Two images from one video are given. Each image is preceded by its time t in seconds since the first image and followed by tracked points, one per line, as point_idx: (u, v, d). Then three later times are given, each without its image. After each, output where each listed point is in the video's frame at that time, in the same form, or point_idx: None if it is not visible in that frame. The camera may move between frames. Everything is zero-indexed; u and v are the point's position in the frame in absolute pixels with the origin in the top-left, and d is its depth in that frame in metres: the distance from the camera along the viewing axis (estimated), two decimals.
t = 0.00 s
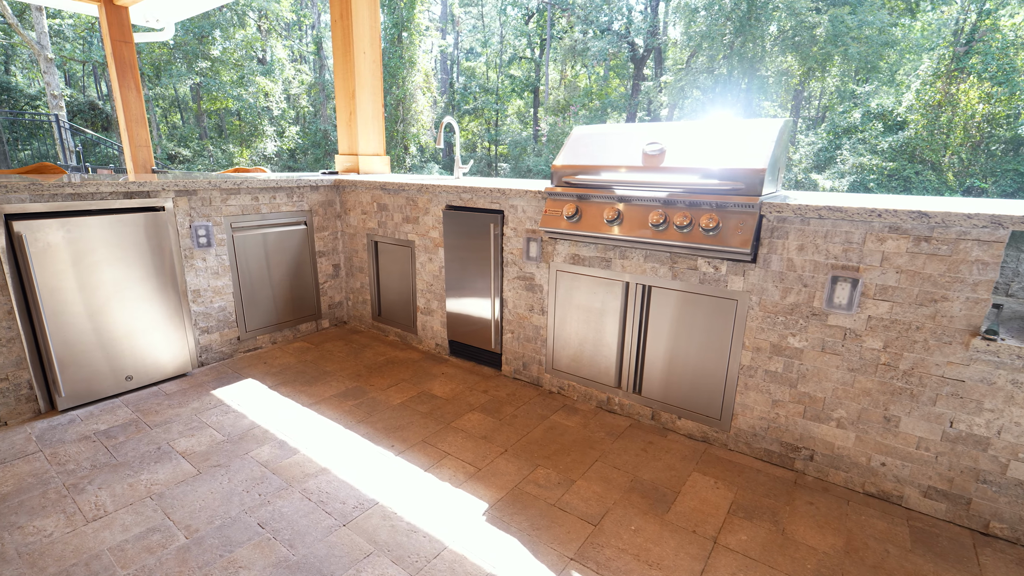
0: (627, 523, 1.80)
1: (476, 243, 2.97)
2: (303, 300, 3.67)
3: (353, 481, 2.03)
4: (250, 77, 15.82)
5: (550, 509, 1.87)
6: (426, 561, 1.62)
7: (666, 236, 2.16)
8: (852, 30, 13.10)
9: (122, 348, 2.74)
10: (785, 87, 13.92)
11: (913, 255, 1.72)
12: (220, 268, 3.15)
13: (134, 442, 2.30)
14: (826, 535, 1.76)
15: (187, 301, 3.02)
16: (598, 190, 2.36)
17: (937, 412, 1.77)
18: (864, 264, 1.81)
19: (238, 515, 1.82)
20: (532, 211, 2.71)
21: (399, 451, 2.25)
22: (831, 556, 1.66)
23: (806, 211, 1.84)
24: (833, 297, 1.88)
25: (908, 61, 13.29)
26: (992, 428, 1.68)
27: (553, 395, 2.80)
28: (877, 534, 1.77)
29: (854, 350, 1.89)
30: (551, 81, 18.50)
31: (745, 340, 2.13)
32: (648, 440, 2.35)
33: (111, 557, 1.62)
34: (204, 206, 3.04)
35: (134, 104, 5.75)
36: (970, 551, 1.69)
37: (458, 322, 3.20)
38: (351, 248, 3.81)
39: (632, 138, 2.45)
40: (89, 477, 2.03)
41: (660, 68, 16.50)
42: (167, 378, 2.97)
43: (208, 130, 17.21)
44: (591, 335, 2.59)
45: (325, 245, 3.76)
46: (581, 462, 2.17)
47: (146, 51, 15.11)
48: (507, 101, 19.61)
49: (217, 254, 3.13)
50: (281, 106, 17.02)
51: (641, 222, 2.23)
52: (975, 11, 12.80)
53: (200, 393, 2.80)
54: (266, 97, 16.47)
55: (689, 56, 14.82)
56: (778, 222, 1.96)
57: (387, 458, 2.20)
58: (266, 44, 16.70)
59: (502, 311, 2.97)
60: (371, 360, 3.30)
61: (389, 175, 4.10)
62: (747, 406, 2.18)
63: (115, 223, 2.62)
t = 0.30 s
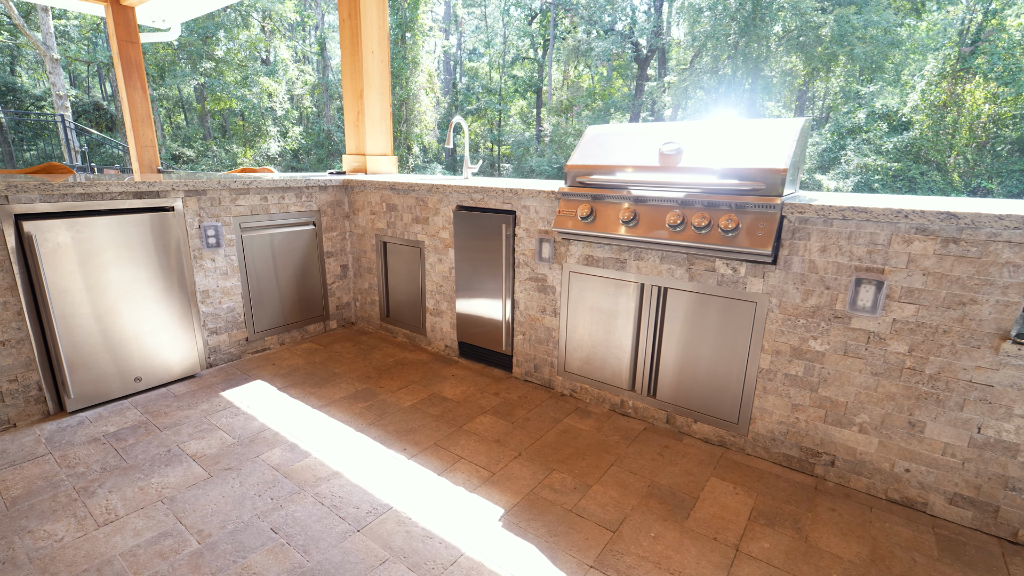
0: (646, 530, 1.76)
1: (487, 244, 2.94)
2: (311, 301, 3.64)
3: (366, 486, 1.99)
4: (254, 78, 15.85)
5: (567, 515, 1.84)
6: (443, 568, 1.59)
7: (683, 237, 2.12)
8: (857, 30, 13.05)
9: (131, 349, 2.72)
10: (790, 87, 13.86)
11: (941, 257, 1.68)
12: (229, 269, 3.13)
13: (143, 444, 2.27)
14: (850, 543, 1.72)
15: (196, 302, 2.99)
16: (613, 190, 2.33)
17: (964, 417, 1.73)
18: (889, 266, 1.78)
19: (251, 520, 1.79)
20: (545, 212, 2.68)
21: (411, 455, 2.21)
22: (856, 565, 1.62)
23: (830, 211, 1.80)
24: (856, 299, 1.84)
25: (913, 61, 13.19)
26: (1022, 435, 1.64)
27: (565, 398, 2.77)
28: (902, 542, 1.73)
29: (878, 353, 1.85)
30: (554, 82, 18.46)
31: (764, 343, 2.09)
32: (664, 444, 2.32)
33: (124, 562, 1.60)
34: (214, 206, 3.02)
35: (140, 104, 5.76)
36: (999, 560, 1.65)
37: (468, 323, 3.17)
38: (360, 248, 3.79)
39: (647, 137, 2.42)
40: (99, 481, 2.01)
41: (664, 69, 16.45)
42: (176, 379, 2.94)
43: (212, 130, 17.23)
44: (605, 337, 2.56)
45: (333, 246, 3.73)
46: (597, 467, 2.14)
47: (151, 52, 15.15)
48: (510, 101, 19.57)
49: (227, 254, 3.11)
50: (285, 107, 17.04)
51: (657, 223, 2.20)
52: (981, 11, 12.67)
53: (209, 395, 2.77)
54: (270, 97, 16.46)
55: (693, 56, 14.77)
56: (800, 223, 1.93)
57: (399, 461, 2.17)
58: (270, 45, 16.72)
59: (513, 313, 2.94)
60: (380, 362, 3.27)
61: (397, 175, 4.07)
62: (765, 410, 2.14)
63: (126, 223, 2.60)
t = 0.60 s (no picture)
0: (665, 537, 1.72)
1: (497, 244, 2.90)
2: (318, 302, 3.61)
3: (377, 490, 1.96)
4: (257, 78, 15.84)
5: (583, 521, 1.80)
6: None
7: (699, 237, 2.08)
8: (862, 30, 12.97)
9: (137, 350, 2.69)
10: (795, 87, 13.79)
11: (968, 257, 1.64)
12: (236, 269, 3.10)
13: (151, 447, 2.24)
14: (874, 551, 1.68)
15: (203, 302, 2.97)
16: (627, 189, 2.28)
17: (991, 422, 1.69)
18: (914, 267, 1.73)
19: (261, 525, 1.76)
20: (557, 212, 2.64)
21: (422, 458, 2.18)
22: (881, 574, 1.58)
23: (852, 211, 1.76)
24: (879, 301, 1.80)
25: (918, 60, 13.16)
26: None
27: (576, 401, 2.73)
28: (927, 551, 1.69)
29: (902, 357, 1.81)
30: (556, 82, 18.41)
31: (782, 345, 2.05)
32: (678, 448, 2.28)
33: (132, 569, 1.56)
34: (221, 205, 2.99)
35: (145, 104, 5.74)
36: None
37: (477, 324, 3.13)
38: (367, 248, 3.76)
39: (663, 136, 2.38)
40: (107, 484, 1.98)
41: (667, 69, 16.39)
42: (182, 380, 2.92)
43: (215, 130, 17.24)
44: (617, 339, 2.52)
45: (340, 246, 3.70)
46: (611, 471, 2.10)
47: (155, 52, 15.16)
48: (513, 102, 19.53)
49: (234, 254, 3.08)
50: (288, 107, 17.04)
51: (672, 223, 2.16)
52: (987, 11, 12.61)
53: (216, 397, 2.74)
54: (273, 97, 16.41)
55: (697, 56, 14.71)
56: (822, 223, 1.88)
57: (410, 465, 2.13)
58: (273, 45, 16.71)
59: (524, 314, 2.90)
60: (387, 363, 3.24)
61: (404, 175, 4.04)
62: (783, 414, 2.10)
63: (132, 223, 2.57)
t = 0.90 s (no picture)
0: (682, 544, 1.69)
1: (506, 244, 2.86)
2: (324, 302, 3.58)
3: (387, 495, 1.93)
4: (260, 78, 15.84)
5: (598, 527, 1.76)
6: None
7: (714, 237, 2.04)
8: (867, 29, 12.82)
9: (143, 351, 2.66)
10: (799, 87, 13.73)
11: (994, 259, 1.60)
12: (241, 269, 3.07)
13: (156, 449, 2.21)
14: (898, 560, 1.64)
15: (208, 303, 2.94)
16: (639, 189, 2.24)
17: (1017, 428, 1.64)
18: (937, 269, 1.69)
19: (269, 531, 1.72)
20: (567, 212, 2.60)
21: (431, 462, 2.14)
22: None
23: (874, 211, 1.72)
24: (901, 304, 1.76)
25: (922, 60, 12.93)
26: None
27: (586, 403, 2.69)
28: (951, 559, 1.65)
29: (924, 360, 1.77)
30: (559, 82, 18.37)
31: (800, 348, 2.01)
32: (693, 452, 2.24)
33: None
34: (227, 205, 2.96)
35: (149, 103, 5.72)
36: None
37: (485, 325, 3.10)
38: (373, 248, 3.73)
39: (676, 134, 2.34)
40: (112, 488, 1.95)
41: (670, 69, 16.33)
42: (188, 382, 2.89)
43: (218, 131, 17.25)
44: (629, 341, 2.48)
45: (346, 246, 3.67)
46: (624, 476, 2.06)
47: (158, 52, 15.17)
48: (515, 102, 19.50)
49: (239, 254, 3.05)
50: (291, 107, 17.03)
51: (686, 223, 2.12)
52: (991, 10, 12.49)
53: (223, 398, 2.71)
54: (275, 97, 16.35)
55: (701, 56, 14.65)
56: (841, 224, 1.84)
57: (419, 469, 2.10)
58: (277, 45, 16.70)
59: (533, 315, 2.86)
60: (394, 365, 3.20)
61: (410, 174, 4.01)
62: (800, 418, 2.06)
63: (138, 223, 2.55)
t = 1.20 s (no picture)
0: (700, 552, 1.65)
1: (515, 245, 2.83)
2: (330, 303, 3.55)
3: (398, 500, 1.89)
4: (263, 78, 15.83)
5: (613, 534, 1.72)
6: None
7: (731, 238, 2.00)
8: (873, 28, 12.75)
9: (148, 353, 2.63)
10: (804, 87, 13.66)
11: (1021, 260, 1.56)
12: (247, 270, 3.04)
13: (163, 453, 2.18)
14: (922, 569, 1.60)
15: (214, 303, 2.91)
16: (653, 189, 2.20)
17: None
18: (962, 270, 1.65)
19: (279, 537, 1.69)
20: (578, 212, 2.56)
21: (442, 466, 2.11)
22: None
23: (897, 211, 1.68)
24: (924, 306, 1.72)
25: (926, 60, 12.90)
26: None
27: (597, 406, 2.65)
28: (977, 568, 1.61)
29: (947, 364, 1.73)
30: (562, 82, 18.32)
31: (819, 351, 1.97)
32: (707, 456, 2.20)
33: None
34: (233, 205, 2.93)
35: (153, 102, 5.70)
36: None
37: (494, 326, 3.06)
38: (379, 249, 3.69)
39: (690, 134, 2.30)
40: (118, 492, 1.92)
41: (673, 69, 16.27)
42: (193, 384, 2.86)
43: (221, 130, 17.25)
44: (641, 343, 2.44)
45: (353, 246, 3.64)
46: (638, 481, 2.02)
47: (161, 52, 15.17)
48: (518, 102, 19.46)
49: (246, 254, 3.02)
50: (294, 107, 17.02)
51: (702, 223, 2.07)
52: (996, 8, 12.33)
53: (229, 400, 2.68)
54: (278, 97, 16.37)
55: (705, 56, 14.60)
56: (863, 224, 1.80)
57: (429, 473, 2.06)
58: (280, 45, 16.69)
59: (542, 316, 2.83)
60: (402, 366, 3.17)
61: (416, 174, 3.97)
62: (818, 422, 2.02)
63: (143, 223, 2.52)
